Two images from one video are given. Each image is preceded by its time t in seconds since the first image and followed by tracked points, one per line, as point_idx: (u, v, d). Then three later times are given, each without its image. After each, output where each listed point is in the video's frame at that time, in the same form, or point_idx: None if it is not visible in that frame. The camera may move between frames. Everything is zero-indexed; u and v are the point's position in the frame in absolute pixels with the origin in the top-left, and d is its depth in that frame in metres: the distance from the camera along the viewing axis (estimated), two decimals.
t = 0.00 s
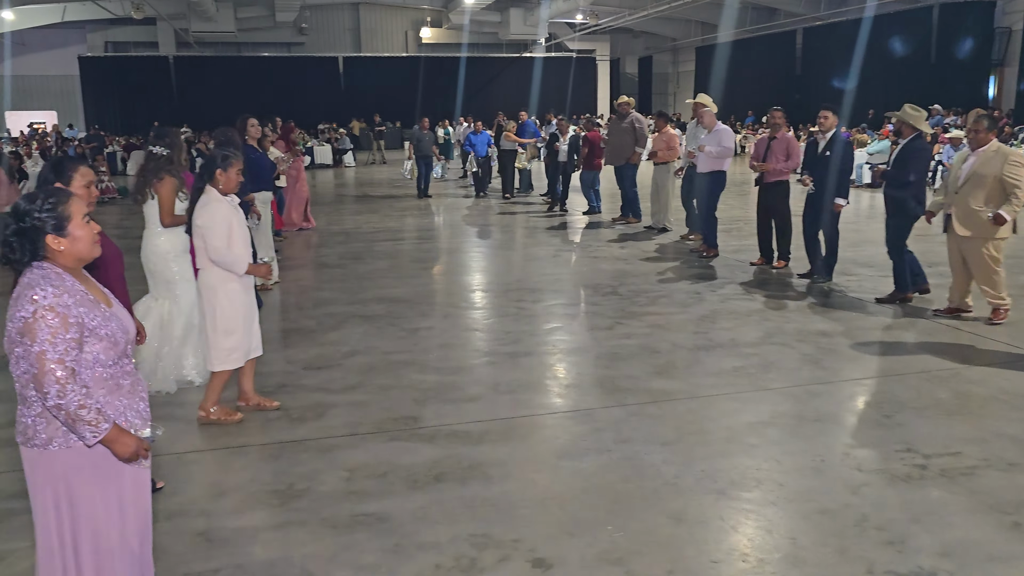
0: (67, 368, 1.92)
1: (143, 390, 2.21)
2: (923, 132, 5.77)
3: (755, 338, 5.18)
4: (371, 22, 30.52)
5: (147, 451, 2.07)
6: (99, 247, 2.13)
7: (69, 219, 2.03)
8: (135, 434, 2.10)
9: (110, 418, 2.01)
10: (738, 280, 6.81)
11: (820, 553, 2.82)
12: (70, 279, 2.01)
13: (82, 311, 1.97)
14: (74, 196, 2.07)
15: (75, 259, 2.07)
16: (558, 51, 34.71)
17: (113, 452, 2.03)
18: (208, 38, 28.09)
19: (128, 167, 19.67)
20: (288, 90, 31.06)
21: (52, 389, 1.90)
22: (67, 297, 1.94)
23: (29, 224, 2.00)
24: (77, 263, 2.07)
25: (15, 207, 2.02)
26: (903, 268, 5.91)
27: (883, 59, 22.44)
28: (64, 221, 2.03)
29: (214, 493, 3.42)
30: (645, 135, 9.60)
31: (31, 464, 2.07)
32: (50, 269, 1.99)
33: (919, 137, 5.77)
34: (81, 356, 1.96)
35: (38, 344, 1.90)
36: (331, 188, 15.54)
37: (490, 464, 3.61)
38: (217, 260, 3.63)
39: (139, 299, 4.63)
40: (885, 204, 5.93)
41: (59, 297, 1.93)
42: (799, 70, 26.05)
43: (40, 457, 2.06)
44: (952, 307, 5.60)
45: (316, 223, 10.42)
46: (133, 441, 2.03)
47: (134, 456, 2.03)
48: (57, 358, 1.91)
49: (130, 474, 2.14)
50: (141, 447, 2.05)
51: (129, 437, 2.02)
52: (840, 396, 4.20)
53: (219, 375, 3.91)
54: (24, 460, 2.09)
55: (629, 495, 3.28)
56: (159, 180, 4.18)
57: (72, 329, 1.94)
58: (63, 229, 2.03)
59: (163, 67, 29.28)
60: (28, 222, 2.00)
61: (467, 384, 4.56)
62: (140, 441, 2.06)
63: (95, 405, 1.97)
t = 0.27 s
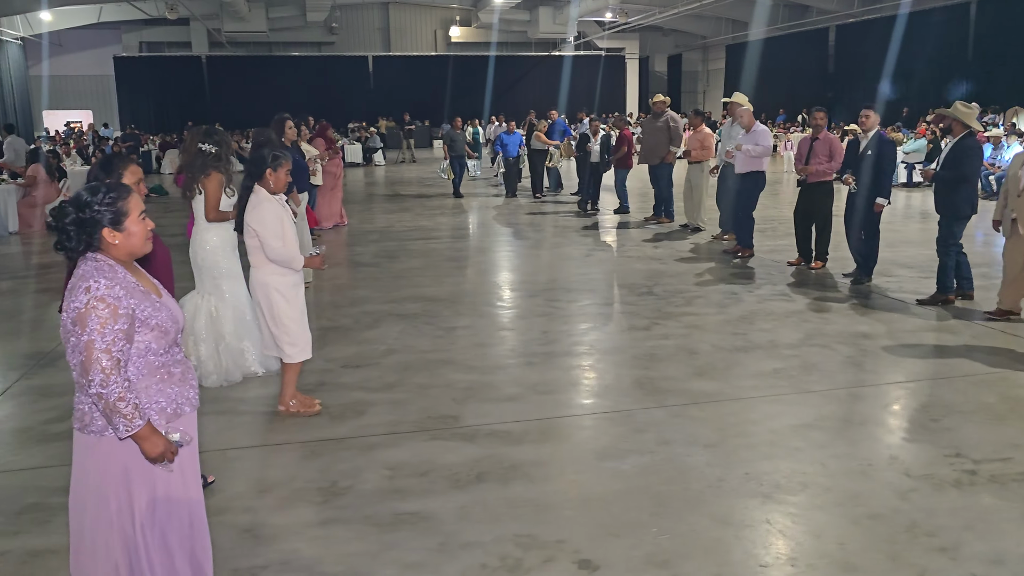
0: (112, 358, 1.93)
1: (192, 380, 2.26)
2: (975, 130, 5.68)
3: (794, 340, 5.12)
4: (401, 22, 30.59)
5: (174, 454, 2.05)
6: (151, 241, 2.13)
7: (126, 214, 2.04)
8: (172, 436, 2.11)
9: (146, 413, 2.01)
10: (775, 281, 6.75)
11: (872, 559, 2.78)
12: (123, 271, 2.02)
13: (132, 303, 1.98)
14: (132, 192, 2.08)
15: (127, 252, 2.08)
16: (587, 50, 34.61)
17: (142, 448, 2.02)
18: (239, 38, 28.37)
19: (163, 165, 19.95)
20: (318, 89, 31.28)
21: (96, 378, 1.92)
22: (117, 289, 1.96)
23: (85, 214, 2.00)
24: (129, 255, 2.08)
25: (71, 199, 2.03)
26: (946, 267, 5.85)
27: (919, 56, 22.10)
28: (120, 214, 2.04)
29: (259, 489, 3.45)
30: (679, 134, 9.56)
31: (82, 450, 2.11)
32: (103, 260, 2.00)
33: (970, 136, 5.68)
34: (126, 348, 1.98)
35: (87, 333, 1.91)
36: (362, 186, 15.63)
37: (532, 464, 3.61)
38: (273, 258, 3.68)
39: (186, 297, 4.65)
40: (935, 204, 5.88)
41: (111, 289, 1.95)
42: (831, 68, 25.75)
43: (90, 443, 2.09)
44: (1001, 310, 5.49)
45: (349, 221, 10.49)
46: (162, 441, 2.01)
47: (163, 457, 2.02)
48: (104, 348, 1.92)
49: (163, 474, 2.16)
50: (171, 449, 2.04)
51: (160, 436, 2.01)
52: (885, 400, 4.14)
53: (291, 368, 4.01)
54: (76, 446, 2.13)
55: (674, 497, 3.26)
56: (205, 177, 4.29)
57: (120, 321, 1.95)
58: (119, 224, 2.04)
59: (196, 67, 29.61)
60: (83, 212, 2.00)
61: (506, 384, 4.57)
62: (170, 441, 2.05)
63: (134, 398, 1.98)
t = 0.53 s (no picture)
0: (173, 355, 2.00)
1: (255, 380, 2.31)
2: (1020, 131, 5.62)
3: (829, 340, 5.09)
4: (428, 20, 30.69)
5: (231, 457, 2.09)
6: (216, 242, 2.21)
7: (193, 214, 2.13)
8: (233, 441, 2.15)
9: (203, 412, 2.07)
10: (809, 281, 6.71)
11: (916, 562, 2.75)
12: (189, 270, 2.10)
13: (196, 300, 2.05)
14: (198, 193, 2.16)
15: (193, 251, 2.15)
16: (614, 48, 34.53)
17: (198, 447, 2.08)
18: (268, 36, 28.65)
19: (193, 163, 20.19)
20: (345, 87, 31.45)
21: (156, 373, 1.99)
22: (182, 286, 2.03)
23: (155, 213, 2.10)
24: (196, 254, 2.16)
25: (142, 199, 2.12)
26: (988, 267, 5.79)
27: (952, 54, 21.81)
28: (188, 214, 2.12)
29: (299, 484, 3.49)
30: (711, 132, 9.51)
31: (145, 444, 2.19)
32: (169, 258, 2.08)
33: (1016, 137, 5.61)
34: (189, 345, 2.05)
35: (149, 329, 1.98)
36: (390, 184, 15.73)
37: (568, 462, 3.62)
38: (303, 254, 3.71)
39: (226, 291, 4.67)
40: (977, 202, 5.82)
41: (175, 286, 2.01)
42: (861, 65, 25.50)
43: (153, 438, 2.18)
44: None
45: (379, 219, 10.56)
46: (217, 441, 2.07)
47: (218, 458, 2.07)
48: (165, 344, 1.99)
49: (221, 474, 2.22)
50: (226, 452, 2.09)
51: (216, 437, 2.08)
52: (924, 401, 4.10)
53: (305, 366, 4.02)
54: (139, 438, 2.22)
55: (713, 497, 3.25)
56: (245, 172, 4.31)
57: (183, 318, 2.01)
58: (187, 222, 2.12)
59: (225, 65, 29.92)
60: (153, 211, 2.10)
61: (540, 382, 4.58)
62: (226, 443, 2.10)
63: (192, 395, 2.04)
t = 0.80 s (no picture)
0: (229, 352, 2.02)
1: (302, 376, 2.31)
2: None
3: (848, 339, 5.06)
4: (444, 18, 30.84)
5: (293, 449, 2.12)
6: (261, 239, 2.21)
7: (241, 212, 2.12)
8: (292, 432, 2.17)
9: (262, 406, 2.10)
10: (829, 280, 6.68)
11: (939, 562, 2.74)
12: (237, 268, 2.10)
13: (246, 297, 2.06)
14: (244, 191, 2.16)
15: (240, 250, 2.15)
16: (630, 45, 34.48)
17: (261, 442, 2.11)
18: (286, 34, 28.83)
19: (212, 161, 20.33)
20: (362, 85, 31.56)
21: (214, 370, 2.01)
22: (232, 284, 2.04)
23: (200, 213, 2.09)
24: (243, 252, 2.16)
25: (187, 199, 2.12)
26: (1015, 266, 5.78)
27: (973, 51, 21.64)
28: (234, 213, 2.12)
29: (319, 478, 3.51)
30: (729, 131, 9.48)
31: (197, 444, 2.20)
32: (217, 256, 2.09)
33: None
34: (243, 342, 2.06)
35: (204, 327, 2.00)
36: (406, 182, 15.78)
37: (587, 460, 3.62)
38: (302, 245, 3.67)
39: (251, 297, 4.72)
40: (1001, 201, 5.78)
41: (226, 284, 2.02)
42: (880, 63, 25.37)
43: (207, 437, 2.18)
44: None
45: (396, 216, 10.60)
46: (279, 436, 2.09)
47: (281, 451, 2.09)
48: (220, 341, 2.01)
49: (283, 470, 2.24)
50: (288, 444, 2.11)
51: (277, 431, 2.09)
52: (945, 401, 4.07)
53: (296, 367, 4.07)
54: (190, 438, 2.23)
55: (733, 495, 3.25)
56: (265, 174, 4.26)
57: (236, 314, 2.03)
58: (236, 221, 2.12)
59: (243, 63, 30.11)
60: (199, 211, 2.09)
61: (558, 379, 4.59)
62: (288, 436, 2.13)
63: (250, 391, 2.06)
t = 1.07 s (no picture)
0: (264, 334, 2.03)
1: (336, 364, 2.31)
2: None
3: (860, 338, 5.04)
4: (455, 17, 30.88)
5: (335, 422, 2.18)
6: (295, 227, 2.22)
7: (276, 199, 2.14)
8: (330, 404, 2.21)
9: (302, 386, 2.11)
10: (841, 279, 6.66)
11: (950, 562, 2.73)
12: (271, 255, 2.12)
13: (280, 281, 2.07)
14: (279, 180, 2.17)
15: (274, 237, 2.17)
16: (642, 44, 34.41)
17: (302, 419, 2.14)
18: (297, 33, 28.92)
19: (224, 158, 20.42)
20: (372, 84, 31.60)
21: (250, 352, 2.02)
22: (266, 268, 2.05)
23: (234, 200, 2.10)
24: (278, 239, 2.17)
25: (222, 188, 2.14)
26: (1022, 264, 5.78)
27: (987, 50, 21.48)
28: (268, 201, 2.13)
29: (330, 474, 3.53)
30: (739, 130, 9.46)
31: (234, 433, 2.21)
32: (251, 243, 2.10)
33: None
34: (276, 325, 2.07)
35: (239, 310, 2.02)
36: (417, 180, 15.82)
37: (597, 457, 3.62)
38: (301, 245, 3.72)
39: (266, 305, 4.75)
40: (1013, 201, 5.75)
41: (260, 268, 2.04)
42: (893, 62, 25.25)
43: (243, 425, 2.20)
44: None
45: (407, 214, 10.63)
46: (320, 411, 2.12)
47: (322, 424, 2.13)
48: (255, 323, 2.02)
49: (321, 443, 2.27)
50: (329, 418, 2.15)
51: (319, 406, 2.13)
52: (958, 401, 4.05)
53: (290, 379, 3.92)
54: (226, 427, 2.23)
55: (744, 493, 3.25)
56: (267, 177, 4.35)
57: (270, 297, 2.04)
58: (271, 208, 2.13)
59: (255, 62, 30.23)
60: (232, 199, 2.10)
61: (569, 377, 4.59)
62: (329, 411, 2.17)
63: (287, 371, 2.08)
